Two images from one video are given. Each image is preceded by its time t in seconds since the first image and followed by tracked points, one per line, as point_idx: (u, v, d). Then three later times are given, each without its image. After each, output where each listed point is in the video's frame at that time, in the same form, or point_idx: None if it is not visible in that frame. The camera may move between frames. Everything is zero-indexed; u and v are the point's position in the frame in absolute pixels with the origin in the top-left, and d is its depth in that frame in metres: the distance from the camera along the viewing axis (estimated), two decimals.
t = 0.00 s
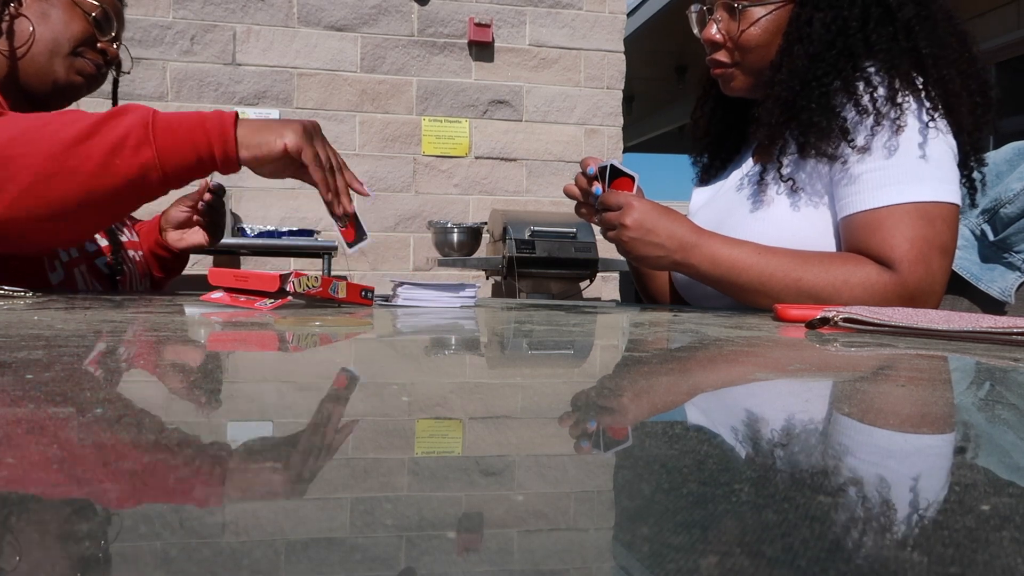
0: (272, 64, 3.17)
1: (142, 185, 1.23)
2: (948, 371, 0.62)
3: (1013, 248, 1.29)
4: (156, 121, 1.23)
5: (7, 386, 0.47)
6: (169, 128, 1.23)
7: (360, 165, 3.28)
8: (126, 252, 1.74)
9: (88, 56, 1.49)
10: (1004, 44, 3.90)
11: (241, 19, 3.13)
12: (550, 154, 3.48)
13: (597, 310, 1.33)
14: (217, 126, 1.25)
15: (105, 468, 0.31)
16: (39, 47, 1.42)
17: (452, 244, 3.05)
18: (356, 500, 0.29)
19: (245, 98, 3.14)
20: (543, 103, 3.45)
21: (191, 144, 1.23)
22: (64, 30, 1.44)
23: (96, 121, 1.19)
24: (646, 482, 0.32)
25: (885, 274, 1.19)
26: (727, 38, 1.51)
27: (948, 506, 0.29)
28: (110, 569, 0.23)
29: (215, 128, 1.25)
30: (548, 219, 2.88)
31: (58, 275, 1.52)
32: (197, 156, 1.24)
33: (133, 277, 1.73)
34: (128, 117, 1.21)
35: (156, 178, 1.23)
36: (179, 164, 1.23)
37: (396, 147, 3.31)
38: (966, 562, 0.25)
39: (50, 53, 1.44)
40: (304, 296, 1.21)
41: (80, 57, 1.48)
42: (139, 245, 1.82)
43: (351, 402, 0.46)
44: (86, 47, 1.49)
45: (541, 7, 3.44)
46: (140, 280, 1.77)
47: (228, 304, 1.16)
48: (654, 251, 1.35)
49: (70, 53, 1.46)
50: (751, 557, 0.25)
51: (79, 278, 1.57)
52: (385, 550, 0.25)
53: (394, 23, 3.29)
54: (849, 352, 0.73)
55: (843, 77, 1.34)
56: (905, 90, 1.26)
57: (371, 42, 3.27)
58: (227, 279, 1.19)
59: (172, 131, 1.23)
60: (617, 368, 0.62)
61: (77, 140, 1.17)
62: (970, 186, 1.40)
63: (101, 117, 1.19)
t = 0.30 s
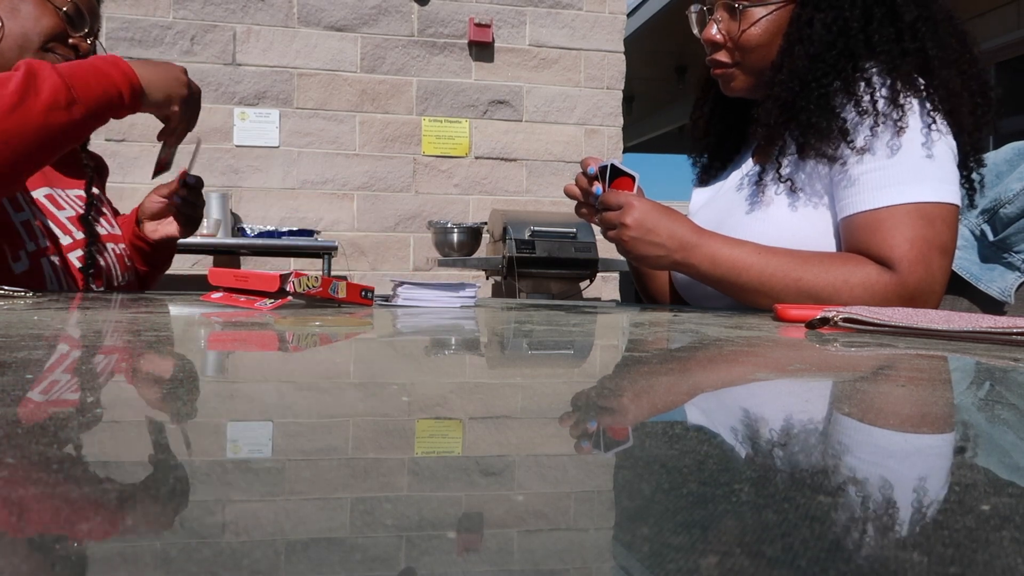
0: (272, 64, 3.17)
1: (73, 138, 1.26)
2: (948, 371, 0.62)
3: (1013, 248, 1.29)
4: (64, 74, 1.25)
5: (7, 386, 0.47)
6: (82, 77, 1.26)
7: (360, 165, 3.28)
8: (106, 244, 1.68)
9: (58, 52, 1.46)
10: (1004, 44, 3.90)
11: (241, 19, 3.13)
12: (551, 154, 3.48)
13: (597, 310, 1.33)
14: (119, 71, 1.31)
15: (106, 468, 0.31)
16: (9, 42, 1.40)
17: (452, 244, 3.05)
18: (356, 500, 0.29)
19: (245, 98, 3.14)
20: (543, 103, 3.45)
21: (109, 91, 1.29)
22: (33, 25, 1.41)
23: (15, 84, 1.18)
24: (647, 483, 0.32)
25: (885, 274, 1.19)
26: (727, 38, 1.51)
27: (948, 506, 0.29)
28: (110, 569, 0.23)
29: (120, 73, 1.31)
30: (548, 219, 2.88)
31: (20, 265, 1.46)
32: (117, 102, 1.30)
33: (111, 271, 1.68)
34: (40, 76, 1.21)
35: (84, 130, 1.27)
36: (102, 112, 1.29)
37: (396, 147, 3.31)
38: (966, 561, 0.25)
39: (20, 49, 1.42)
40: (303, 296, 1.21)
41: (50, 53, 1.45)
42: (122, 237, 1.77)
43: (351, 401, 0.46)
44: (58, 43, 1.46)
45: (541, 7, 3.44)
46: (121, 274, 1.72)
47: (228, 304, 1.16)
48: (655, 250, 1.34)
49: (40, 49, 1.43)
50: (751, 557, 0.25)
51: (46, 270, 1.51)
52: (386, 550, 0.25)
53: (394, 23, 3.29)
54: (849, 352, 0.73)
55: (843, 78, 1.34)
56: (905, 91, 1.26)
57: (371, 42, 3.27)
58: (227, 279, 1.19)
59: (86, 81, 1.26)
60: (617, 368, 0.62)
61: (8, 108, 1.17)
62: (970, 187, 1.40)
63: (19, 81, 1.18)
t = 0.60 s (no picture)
0: (272, 64, 3.17)
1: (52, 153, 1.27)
2: (948, 371, 0.62)
3: (1013, 248, 1.29)
4: (40, 92, 1.25)
5: (7, 386, 0.47)
6: (59, 94, 1.27)
7: (360, 165, 3.28)
8: (93, 237, 1.69)
9: (37, 46, 1.48)
10: (1005, 44, 3.90)
11: (241, 19, 3.13)
12: (550, 154, 3.48)
13: (597, 310, 1.33)
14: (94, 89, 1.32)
15: (106, 468, 0.31)
16: None
17: (452, 244, 3.05)
18: (356, 500, 0.29)
19: (245, 98, 3.14)
20: (543, 103, 3.45)
21: (88, 108, 1.29)
22: (10, 20, 1.44)
23: None
24: (646, 482, 0.32)
25: (886, 274, 1.19)
26: (727, 38, 1.51)
27: (949, 506, 0.29)
28: (109, 569, 0.23)
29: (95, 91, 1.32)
30: (548, 219, 2.88)
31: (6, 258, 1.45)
32: (95, 120, 1.31)
33: (100, 263, 1.69)
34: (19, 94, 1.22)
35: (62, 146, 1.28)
36: (80, 130, 1.29)
37: (396, 147, 3.31)
38: (967, 562, 0.25)
39: None
40: (304, 296, 1.21)
41: (30, 48, 1.47)
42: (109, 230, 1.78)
43: (350, 401, 0.46)
44: (36, 37, 1.48)
45: (541, 7, 3.44)
46: (110, 266, 1.74)
47: (228, 305, 1.16)
48: (654, 250, 1.34)
49: (19, 43, 1.45)
50: (751, 557, 0.25)
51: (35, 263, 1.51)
52: (385, 550, 0.25)
53: (394, 23, 3.29)
54: (849, 352, 0.73)
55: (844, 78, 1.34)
56: (906, 92, 1.26)
57: (370, 42, 3.27)
58: (227, 279, 1.19)
59: (64, 97, 1.27)
60: (616, 368, 0.62)
61: None
62: (970, 186, 1.40)
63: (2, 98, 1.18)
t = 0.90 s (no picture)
0: (272, 64, 3.17)
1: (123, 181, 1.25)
2: (948, 371, 0.62)
3: (1013, 248, 1.28)
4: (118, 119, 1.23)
5: (8, 386, 0.47)
6: (138, 126, 1.23)
7: (360, 165, 3.28)
8: (100, 239, 1.72)
9: (47, 43, 1.48)
10: (1005, 44, 3.90)
11: (241, 19, 3.13)
12: (550, 154, 3.48)
13: (597, 310, 1.33)
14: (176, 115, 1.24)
15: (105, 468, 0.31)
16: None
17: (452, 244, 3.05)
18: (356, 500, 0.29)
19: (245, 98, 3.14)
20: (543, 103, 3.45)
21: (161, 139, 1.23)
22: (20, 19, 1.44)
23: (62, 130, 1.19)
24: (646, 483, 0.32)
25: (886, 274, 1.19)
26: (728, 39, 1.51)
27: (948, 506, 0.29)
28: (109, 569, 0.23)
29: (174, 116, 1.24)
30: (548, 219, 2.88)
31: (15, 261, 1.43)
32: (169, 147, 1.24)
33: (107, 264, 1.71)
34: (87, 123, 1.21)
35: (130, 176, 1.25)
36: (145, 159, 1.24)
37: (395, 147, 3.31)
38: (967, 562, 0.25)
39: (11, 44, 1.44)
40: (304, 296, 1.21)
41: (41, 46, 1.47)
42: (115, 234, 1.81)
43: (351, 401, 0.46)
44: (45, 34, 1.48)
45: (541, 7, 3.44)
46: (116, 268, 1.75)
47: (228, 304, 1.16)
48: (654, 250, 1.34)
49: (29, 41, 1.45)
50: (752, 557, 0.25)
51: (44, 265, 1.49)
52: (386, 550, 0.25)
53: (394, 23, 3.29)
54: (849, 352, 0.73)
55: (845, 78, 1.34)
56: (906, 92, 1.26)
57: (370, 42, 3.27)
58: (227, 279, 1.19)
59: (133, 122, 1.23)
60: (617, 368, 0.62)
61: (53, 151, 1.19)
62: (970, 186, 1.40)
63: (70, 124, 1.20)
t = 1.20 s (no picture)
0: (272, 64, 3.17)
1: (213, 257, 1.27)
2: (948, 371, 0.62)
3: (1013, 248, 1.29)
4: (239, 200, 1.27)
5: (7, 386, 0.47)
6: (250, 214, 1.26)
7: (360, 165, 3.28)
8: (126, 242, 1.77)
9: (77, 47, 1.49)
10: (1005, 44, 3.89)
11: (241, 19, 3.13)
12: (550, 154, 3.48)
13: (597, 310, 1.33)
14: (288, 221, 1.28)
15: (104, 468, 0.31)
16: (29, 40, 1.43)
17: (452, 244, 3.05)
18: (356, 499, 0.29)
19: (245, 98, 3.14)
20: (543, 102, 3.45)
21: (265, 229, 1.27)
22: (49, 21, 1.44)
23: (184, 192, 1.23)
24: (646, 483, 0.32)
25: (886, 274, 1.19)
26: (728, 39, 1.51)
27: (948, 506, 0.29)
28: (109, 569, 0.23)
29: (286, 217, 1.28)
30: (548, 219, 2.88)
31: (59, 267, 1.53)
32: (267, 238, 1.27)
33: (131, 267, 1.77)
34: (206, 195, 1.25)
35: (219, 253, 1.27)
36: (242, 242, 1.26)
37: (396, 147, 3.31)
38: (967, 562, 0.25)
39: (41, 46, 1.44)
40: (305, 296, 1.21)
41: (69, 49, 1.48)
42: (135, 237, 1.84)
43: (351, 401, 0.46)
44: (74, 36, 1.49)
45: (541, 7, 3.44)
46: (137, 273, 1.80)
47: (228, 305, 1.16)
48: (654, 250, 1.34)
49: (59, 44, 1.46)
50: (751, 557, 0.25)
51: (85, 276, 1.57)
52: (386, 550, 0.25)
53: (394, 23, 3.29)
54: (850, 352, 0.73)
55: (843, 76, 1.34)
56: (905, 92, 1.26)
57: (370, 42, 3.27)
58: (227, 279, 1.19)
59: (251, 218, 1.26)
60: (617, 368, 0.62)
61: (163, 204, 1.21)
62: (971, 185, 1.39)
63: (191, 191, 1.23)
